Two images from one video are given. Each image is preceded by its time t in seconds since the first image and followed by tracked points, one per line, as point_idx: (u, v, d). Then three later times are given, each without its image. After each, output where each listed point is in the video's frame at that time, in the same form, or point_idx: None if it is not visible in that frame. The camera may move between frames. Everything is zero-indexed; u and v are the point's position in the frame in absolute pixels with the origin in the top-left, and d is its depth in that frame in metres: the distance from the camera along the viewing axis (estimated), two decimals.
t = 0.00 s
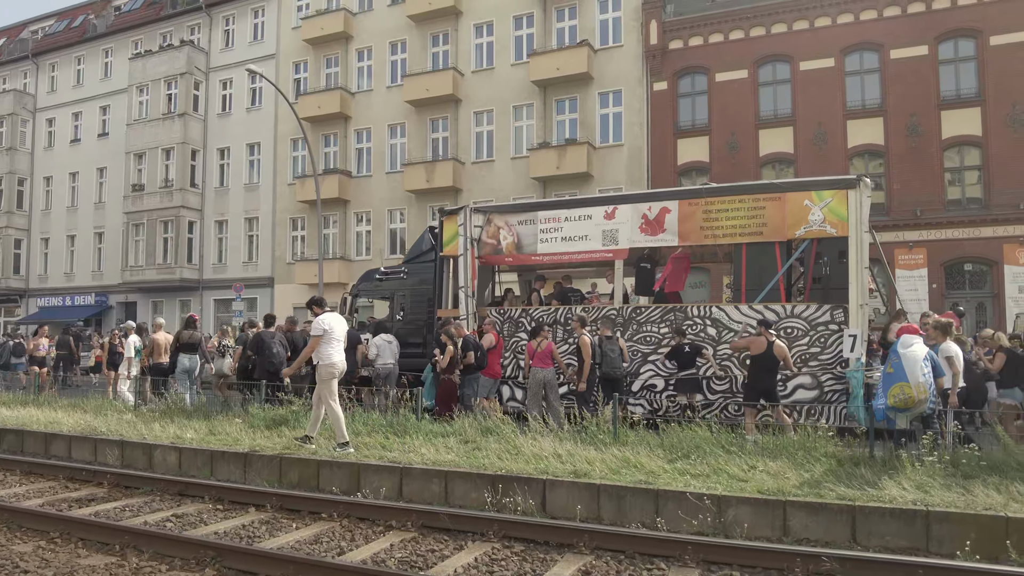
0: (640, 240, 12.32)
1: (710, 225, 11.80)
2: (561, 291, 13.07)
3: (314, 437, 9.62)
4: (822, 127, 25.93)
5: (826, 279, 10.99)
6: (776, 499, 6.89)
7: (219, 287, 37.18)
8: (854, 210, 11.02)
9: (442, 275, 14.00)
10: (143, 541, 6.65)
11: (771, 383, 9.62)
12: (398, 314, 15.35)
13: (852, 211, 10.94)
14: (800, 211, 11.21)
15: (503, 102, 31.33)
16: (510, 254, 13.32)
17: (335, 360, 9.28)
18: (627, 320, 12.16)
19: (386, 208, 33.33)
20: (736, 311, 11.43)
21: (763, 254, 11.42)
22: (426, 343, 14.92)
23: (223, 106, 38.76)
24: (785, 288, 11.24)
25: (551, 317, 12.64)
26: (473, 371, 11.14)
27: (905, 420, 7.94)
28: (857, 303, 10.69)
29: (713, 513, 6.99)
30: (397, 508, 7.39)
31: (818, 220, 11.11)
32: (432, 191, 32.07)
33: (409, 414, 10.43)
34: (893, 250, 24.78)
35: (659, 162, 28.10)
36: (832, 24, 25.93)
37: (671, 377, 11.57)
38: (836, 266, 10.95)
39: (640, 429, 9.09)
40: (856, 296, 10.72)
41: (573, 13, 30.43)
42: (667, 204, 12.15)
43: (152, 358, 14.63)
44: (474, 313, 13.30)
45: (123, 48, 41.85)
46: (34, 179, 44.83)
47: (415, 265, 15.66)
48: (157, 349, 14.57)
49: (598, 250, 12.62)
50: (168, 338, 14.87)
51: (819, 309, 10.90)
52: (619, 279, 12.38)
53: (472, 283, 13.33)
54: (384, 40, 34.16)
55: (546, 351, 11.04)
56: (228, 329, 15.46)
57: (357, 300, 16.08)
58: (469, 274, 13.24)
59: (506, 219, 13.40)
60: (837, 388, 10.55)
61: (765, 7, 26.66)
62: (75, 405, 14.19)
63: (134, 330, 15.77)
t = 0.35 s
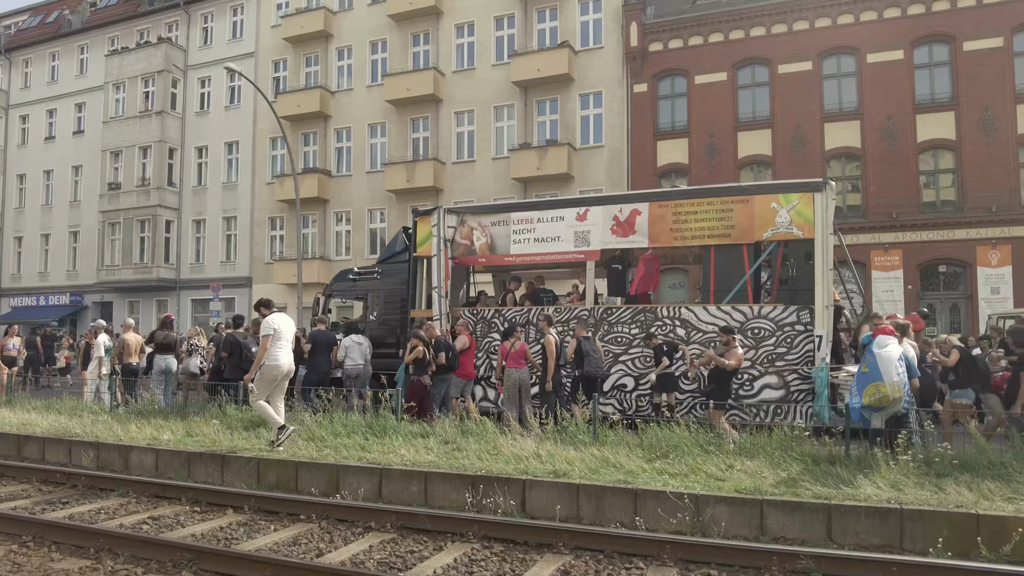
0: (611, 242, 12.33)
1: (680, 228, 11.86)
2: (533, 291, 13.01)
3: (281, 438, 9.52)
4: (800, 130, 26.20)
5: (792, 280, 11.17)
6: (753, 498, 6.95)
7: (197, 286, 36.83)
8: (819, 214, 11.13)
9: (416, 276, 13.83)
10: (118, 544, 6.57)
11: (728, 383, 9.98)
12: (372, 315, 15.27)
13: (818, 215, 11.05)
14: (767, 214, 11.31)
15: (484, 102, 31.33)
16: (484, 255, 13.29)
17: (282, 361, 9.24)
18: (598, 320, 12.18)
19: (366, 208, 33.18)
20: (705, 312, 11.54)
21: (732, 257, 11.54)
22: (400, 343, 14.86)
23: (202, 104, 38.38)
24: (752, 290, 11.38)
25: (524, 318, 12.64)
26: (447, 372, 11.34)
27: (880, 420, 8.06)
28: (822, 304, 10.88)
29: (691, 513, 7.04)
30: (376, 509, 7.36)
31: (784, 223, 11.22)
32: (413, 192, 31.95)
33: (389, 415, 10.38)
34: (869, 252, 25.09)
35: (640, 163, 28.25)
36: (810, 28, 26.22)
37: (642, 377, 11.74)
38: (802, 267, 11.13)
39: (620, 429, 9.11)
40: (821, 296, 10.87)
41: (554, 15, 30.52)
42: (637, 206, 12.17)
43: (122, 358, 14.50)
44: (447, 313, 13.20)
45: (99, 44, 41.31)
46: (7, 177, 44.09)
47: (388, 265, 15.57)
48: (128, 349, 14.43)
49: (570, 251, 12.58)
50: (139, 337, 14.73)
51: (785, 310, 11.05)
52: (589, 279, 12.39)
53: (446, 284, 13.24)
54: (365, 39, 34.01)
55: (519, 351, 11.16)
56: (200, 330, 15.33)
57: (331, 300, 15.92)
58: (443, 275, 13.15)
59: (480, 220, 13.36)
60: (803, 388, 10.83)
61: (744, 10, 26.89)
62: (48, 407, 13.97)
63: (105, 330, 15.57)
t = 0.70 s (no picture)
0: (583, 243, 12.38)
1: (649, 229, 11.95)
2: (506, 292, 13.00)
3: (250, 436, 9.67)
4: (777, 132, 26.44)
5: (759, 282, 11.26)
6: (731, 496, 7.01)
7: (174, 286, 36.45)
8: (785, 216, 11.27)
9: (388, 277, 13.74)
10: (92, 547, 6.49)
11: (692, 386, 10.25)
12: (344, 315, 15.18)
13: (784, 216, 11.19)
14: (734, 216, 11.45)
15: (464, 102, 31.31)
16: (456, 255, 13.26)
17: (225, 363, 9.51)
18: (569, 320, 12.19)
19: (345, 207, 33.01)
20: (674, 312, 11.58)
21: (701, 257, 11.63)
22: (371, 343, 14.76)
23: (179, 102, 37.97)
24: (720, 291, 11.50)
25: (496, 318, 12.62)
26: (415, 371, 11.16)
27: (856, 419, 8.13)
28: (788, 305, 10.97)
29: (668, 511, 7.09)
30: (354, 510, 7.33)
31: (751, 225, 11.36)
32: (392, 191, 31.82)
33: (368, 415, 10.34)
34: (846, 253, 25.35)
35: (619, 165, 28.38)
36: (788, 31, 26.50)
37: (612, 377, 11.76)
38: (768, 270, 11.22)
39: (599, 429, 9.16)
40: (787, 298, 10.98)
41: (535, 15, 30.58)
42: (608, 208, 12.24)
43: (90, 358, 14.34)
44: (420, 313, 13.15)
45: (74, 40, 40.73)
46: None
47: (361, 265, 15.49)
48: (97, 349, 14.26)
49: (542, 252, 12.62)
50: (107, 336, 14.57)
51: (752, 311, 11.12)
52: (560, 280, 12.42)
53: (419, 283, 13.23)
54: (344, 37, 33.85)
55: (496, 351, 11.21)
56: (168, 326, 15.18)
57: (303, 300, 15.84)
58: (416, 274, 13.15)
59: (453, 220, 13.34)
60: (768, 387, 10.99)
61: (723, 13, 27.10)
62: (19, 408, 13.74)
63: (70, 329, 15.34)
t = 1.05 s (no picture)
0: (553, 243, 12.39)
1: (619, 230, 12.01)
2: (477, 293, 13.05)
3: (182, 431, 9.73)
4: (755, 133, 26.68)
5: (726, 282, 11.34)
6: (708, 495, 7.06)
7: (150, 285, 36.04)
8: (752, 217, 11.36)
9: (359, 277, 13.40)
10: (65, 549, 6.40)
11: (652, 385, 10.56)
12: (316, 315, 14.95)
13: (750, 218, 11.28)
14: (702, 217, 11.53)
15: (444, 102, 31.25)
16: (428, 256, 13.14)
17: (168, 358, 9.63)
18: (540, 320, 12.13)
19: (324, 206, 32.81)
20: (643, 312, 11.59)
21: (669, 258, 11.72)
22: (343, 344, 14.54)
23: (156, 99, 37.53)
24: (688, 291, 11.53)
25: (466, 318, 12.46)
26: (382, 371, 11.48)
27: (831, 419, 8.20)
28: (754, 305, 11.07)
29: (646, 510, 7.14)
30: (332, 511, 7.29)
31: (718, 226, 11.43)
32: (372, 190, 31.67)
33: (348, 415, 10.27)
34: (822, 254, 25.61)
35: (599, 165, 28.47)
36: (766, 34, 26.75)
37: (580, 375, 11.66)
38: (734, 269, 11.32)
39: (578, 428, 9.18)
40: (753, 298, 11.08)
41: (515, 15, 30.60)
42: (579, 208, 12.29)
43: (55, 358, 14.15)
44: (391, 314, 13.08)
45: (48, 35, 40.10)
46: None
47: (332, 265, 15.23)
48: (61, 348, 14.06)
49: (513, 252, 12.60)
50: (72, 335, 14.39)
51: (719, 311, 11.21)
52: (532, 280, 12.42)
53: (391, 284, 13.13)
54: (324, 35, 33.65)
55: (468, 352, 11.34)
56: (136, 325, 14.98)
57: (274, 300, 15.65)
58: (387, 274, 13.01)
59: (424, 220, 13.20)
60: (734, 386, 11.07)
61: (702, 15, 27.29)
62: None
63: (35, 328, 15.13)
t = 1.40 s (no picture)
0: (525, 244, 12.36)
1: (590, 231, 12.05)
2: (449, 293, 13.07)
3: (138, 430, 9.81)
4: (734, 135, 26.88)
5: (694, 283, 11.42)
6: (686, 494, 7.11)
7: (126, 284, 35.60)
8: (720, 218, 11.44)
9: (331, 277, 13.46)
10: (36, 553, 6.29)
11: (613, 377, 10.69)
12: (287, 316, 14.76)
13: (718, 219, 11.36)
14: (671, 218, 11.59)
15: (425, 101, 31.17)
16: (400, 256, 13.07)
17: (118, 360, 9.70)
18: (512, 320, 12.12)
19: (304, 205, 32.59)
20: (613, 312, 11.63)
21: (638, 259, 11.81)
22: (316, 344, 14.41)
23: (132, 95, 37.06)
24: (656, 292, 11.64)
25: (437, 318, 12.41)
26: (349, 372, 11.47)
27: (807, 417, 8.22)
28: (720, 306, 11.07)
29: (624, 509, 7.18)
30: (311, 512, 7.24)
31: (687, 228, 11.50)
32: (351, 189, 31.49)
33: (326, 415, 10.18)
34: (800, 254, 25.84)
35: (580, 165, 28.53)
36: (745, 36, 26.97)
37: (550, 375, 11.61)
38: (702, 271, 11.39)
39: (558, 427, 9.18)
40: (720, 299, 11.08)
41: (496, 15, 30.59)
42: (550, 209, 12.29)
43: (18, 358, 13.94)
44: (363, 313, 13.00)
45: (21, 29, 39.45)
46: None
47: (305, 265, 14.99)
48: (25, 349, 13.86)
49: (485, 253, 12.56)
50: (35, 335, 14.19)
51: (687, 311, 11.25)
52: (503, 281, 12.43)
53: (363, 283, 13.05)
54: (303, 33, 33.42)
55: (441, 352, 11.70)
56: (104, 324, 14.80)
57: (245, 299, 15.42)
58: (360, 274, 12.95)
59: (397, 220, 13.16)
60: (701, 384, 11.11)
61: (682, 17, 27.46)
62: None
63: None
